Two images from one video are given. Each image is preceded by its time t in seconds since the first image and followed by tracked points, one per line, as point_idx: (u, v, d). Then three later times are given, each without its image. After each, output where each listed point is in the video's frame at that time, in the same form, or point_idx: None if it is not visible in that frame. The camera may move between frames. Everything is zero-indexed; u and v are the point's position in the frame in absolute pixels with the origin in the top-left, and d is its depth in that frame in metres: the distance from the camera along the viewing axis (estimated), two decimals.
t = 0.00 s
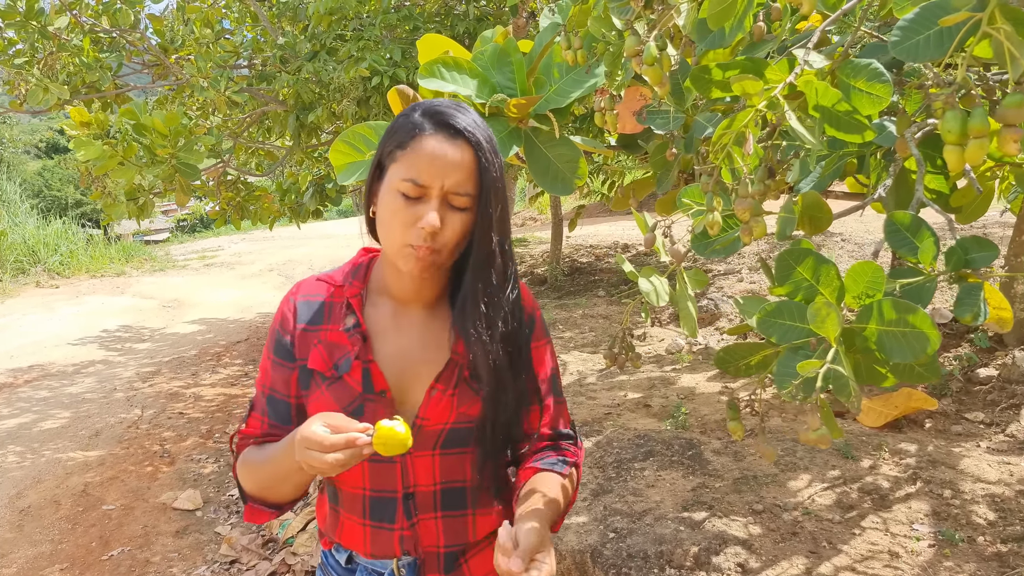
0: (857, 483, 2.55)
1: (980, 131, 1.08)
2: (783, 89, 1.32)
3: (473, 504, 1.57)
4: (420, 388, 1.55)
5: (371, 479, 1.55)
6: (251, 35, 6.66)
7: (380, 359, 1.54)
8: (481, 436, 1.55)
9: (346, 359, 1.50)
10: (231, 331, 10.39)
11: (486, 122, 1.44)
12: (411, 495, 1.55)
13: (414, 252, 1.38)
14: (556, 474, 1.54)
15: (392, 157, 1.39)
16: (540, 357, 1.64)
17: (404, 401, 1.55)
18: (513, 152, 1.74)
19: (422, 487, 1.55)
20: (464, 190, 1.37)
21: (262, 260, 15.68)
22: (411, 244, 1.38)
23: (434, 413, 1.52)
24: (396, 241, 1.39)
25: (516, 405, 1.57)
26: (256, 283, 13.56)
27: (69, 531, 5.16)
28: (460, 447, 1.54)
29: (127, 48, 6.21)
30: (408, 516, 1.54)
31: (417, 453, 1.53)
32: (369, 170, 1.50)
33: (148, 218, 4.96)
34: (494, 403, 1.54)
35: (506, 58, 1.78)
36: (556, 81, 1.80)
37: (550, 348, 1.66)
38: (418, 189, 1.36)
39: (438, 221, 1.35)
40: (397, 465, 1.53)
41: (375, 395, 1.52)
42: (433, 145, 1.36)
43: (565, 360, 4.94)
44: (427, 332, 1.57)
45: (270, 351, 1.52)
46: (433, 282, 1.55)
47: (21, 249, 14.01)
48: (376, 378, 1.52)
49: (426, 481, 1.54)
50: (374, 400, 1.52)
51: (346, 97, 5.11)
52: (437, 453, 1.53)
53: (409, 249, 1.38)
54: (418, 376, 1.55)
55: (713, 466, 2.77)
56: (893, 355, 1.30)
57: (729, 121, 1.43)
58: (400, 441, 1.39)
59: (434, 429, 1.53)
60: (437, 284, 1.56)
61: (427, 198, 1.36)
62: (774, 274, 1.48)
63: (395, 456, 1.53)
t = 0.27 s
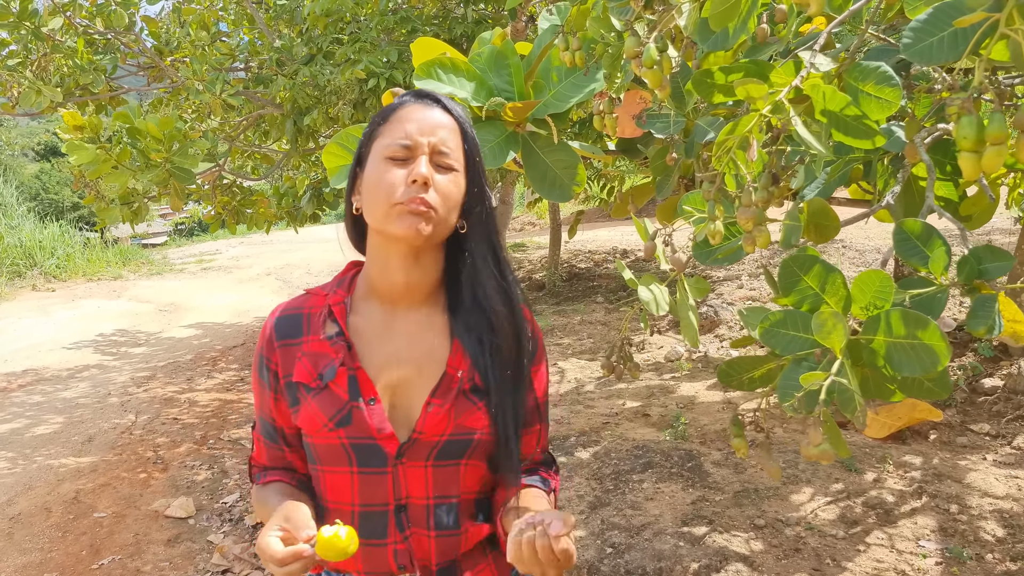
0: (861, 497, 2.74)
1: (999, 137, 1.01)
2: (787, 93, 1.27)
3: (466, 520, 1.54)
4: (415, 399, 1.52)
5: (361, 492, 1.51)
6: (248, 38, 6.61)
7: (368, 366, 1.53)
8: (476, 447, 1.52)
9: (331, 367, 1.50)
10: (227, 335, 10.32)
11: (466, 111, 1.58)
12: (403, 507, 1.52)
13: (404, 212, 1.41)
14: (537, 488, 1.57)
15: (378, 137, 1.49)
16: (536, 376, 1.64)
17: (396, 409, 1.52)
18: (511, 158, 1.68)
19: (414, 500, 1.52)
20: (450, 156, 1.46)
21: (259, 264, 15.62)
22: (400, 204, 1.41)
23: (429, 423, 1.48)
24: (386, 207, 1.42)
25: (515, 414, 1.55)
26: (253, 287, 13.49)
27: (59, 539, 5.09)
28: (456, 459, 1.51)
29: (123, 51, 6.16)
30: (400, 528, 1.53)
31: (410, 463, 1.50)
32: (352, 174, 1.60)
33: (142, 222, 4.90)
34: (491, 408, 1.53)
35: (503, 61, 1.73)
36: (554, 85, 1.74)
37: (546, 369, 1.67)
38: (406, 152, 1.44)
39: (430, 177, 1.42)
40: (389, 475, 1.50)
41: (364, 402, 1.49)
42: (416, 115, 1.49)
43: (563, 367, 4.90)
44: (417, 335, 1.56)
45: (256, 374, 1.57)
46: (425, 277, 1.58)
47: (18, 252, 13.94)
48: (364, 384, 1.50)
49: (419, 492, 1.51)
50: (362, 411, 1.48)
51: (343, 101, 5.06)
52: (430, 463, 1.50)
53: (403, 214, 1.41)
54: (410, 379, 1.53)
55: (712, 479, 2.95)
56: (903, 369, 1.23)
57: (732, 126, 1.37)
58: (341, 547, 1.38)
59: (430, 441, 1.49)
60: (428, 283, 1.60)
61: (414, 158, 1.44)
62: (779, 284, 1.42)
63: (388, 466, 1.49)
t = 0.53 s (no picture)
0: (867, 509, 2.91)
1: (1021, 140, 0.95)
2: (794, 94, 1.20)
3: (462, 527, 1.46)
4: (408, 403, 1.48)
5: (351, 499, 1.44)
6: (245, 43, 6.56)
7: (360, 369, 1.51)
8: (472, 450, 1.45)
9: (321, 368, 1.48)
10: (226, 340, 10.26)
11: (450, 118, 1.68)
12: (395, 514, 1.44)
13: (390, 201, 1.44)
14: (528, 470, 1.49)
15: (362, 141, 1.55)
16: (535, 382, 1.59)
17: (388, 413, 1.48)
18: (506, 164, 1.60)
19: (407, 506, 1.44)
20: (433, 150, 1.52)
21: (258, 269, 15.57)
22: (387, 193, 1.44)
23: (421, 424, 1.43)
24: (373, 199, 1.45)
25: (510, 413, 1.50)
26: (252, 292, 13.44)
27: (54, 548, 5.02)
28: (449, 465, 1.44)
29: (118, 55, 6.10)
30: (393, 536, 1.44)
31: (401, 467, 1.43)
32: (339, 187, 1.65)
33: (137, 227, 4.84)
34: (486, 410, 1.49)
35: (498, 64, 1.65)
36: (550, 88, 1.65)
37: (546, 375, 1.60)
38: (389, 148, 1.50)
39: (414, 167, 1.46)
40: (380, 480, 1.43)
41: (354, 404, 1.45)
42: (398, 115, 1.56)
43: (562, 373, 4.85)
44: (410, 338, 1.54)
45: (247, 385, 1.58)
46: (418, 279, 1.57)
47: (17, 257, 13.89)
48: (353, 384, 1.47)
49: (412, 498, 1.43)
50: (352, 413, 1.44)
51: (339, 106, 5.00)
52: (423, 466, 1.43)
53: (391, 204, 1.43)
54: (402, 380, 1.50)
55: (714, 490, 3.10)
56: (916, 386, 1.17)
57: (735, 130, 1.30)
58: (284, 474, 1.38)
59: (421, 444, 1.43)
60: (421, 286, 1.58)
61: (398, 152, 1.50)
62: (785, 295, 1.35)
63: (379, 470, 1.43)
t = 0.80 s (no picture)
0: (885, 521, 2.85)
1: None
2: (813, 94, 1.14)
3: (465, 546, 1.40)
4: (409, 417, 1.42)
5: (352, 514, 1.40)
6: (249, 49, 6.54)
7: (361, 383, 1.46)
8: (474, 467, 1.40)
9: (321, 381, 1.43)
10: (232, 346, 10.25)
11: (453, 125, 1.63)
12: (396, 530, 1.39)
13: (384, 212, 1.38)
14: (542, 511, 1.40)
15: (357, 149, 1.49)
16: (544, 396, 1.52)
17: (389, 428, 1.43)
18: (510, 171, 1.57)
19: (408, 522, 1.39)
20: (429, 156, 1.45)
21: (265, 274, 15.58)
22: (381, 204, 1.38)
23: (422, 438, 1.38)
24: (367, 210, 1.39)
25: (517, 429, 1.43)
26: (259, 297, 13.43)
27: (60, 556, 4.98)
28: (452, 479, 1.38)
29: (124, 62, 6.09)
30: (394, 554, 1.38)
31: (402, 482, 1.38)
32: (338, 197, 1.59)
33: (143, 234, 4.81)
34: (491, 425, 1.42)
35: (502, 68, 1.62)
36: (556, 92, 1.62)
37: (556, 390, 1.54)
38: (383, 157, 1.44)
39: (407, 175, 1.39)
40: (380, 494, 1.38)
41: (354, 417, 1.41)
42: (394, 122, 1.50)
43: (569, 379, 4.79)
44: (412, 351, 1.49)
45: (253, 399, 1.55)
46: (419, 290, 1.51)
47: (26, 264, 13.93)
48: (354, 397, 1.43)
49: (414, 514, 1.38)
50: (352, 428, 1.40)
51: (344, 111, 4.97)
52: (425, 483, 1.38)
53: (384, 216, 1.37)
54: (403, 394, 1.44)
55: (726, 500, 3.05)
56: (945, 399, 1.12)
57: (750, 131, 1.25)
58: (291, 498, 1.31)
59: (422, 458, 1.38)
60: (423, 297, 1.52)
61: (392, 161, 1.43)
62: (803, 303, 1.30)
63: (379, 485, 1.38)
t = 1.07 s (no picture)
0: (901, 528, 2.81)
1: None
2: (835, 90, 1.12)
3: (467, 559, 1.38)
4: (412, 427, 1.41)
5: (352, 525, 1.38)
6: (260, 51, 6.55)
7: (363, 392, 1.44)
8: (477, 479, 1.37)
9: (322, 389, 1.41)
10: (243, 348, 10.28)
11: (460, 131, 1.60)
12: (396, 543, 1.37)
13: (372, 219, 1.36)
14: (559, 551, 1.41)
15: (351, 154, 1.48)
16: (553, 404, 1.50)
17: (391, 437, 1.41)
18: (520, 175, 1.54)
19: (408, 535, 1.37)
20: (419, 158, 1.43)
21: (276, 276, 15.63)
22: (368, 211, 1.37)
23: (423, 450, 1.35)
24: (356, 218, 1.38)
25: (522, 441, 1.41)
26: (269, 299, 13.47)
27: (71, 556, 5.00)
28: (454, 493, 1.36)
29: (136, 65, 6.11)
30: (395, 567, 1.36)
31: (402, 494, 1.36)
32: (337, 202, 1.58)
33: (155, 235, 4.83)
34: (496, 435, 1.40)
35: (513, 69, 1.60)
36: (568, 95, 1.60)
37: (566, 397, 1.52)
38: (371, 163, 1.43)
39: (392, 179, 1.38)
40: (380, 507, 1.36)
41: (353, 427, 1.39)
42: (386, 124, 1.48)
43: (579, 382, 4.77)
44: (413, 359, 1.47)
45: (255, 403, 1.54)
46: (419, 297, 1.49)
47: (40, 266, 14.03)
48: (355, 408, 1.40)
49: (414, 528, 1.36)
50: (351, 437, 1.38)
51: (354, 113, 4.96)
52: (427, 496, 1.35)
53: (371, 221, 1.36)
54: (405, 405, 1.43)
55: (739, 506, 3.01)
56: (970, 404, 1.08)
57: (770, 129, 1.23)
58: (281, 522, 1.34)
59: (424, 470, 1.35)
60: (425, 304, 1.50)
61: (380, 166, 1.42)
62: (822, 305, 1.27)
63: (379, 497, 1.36)
